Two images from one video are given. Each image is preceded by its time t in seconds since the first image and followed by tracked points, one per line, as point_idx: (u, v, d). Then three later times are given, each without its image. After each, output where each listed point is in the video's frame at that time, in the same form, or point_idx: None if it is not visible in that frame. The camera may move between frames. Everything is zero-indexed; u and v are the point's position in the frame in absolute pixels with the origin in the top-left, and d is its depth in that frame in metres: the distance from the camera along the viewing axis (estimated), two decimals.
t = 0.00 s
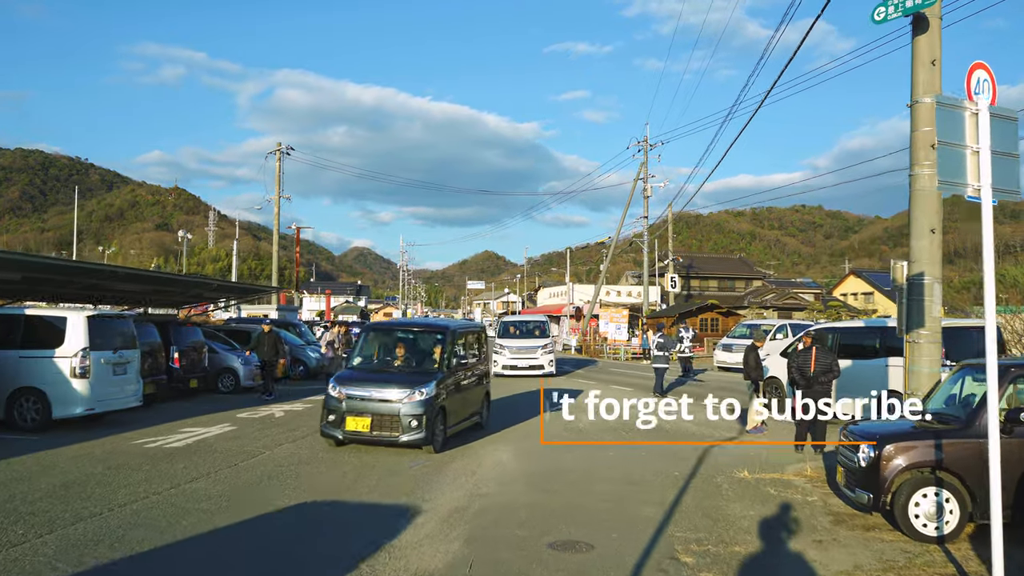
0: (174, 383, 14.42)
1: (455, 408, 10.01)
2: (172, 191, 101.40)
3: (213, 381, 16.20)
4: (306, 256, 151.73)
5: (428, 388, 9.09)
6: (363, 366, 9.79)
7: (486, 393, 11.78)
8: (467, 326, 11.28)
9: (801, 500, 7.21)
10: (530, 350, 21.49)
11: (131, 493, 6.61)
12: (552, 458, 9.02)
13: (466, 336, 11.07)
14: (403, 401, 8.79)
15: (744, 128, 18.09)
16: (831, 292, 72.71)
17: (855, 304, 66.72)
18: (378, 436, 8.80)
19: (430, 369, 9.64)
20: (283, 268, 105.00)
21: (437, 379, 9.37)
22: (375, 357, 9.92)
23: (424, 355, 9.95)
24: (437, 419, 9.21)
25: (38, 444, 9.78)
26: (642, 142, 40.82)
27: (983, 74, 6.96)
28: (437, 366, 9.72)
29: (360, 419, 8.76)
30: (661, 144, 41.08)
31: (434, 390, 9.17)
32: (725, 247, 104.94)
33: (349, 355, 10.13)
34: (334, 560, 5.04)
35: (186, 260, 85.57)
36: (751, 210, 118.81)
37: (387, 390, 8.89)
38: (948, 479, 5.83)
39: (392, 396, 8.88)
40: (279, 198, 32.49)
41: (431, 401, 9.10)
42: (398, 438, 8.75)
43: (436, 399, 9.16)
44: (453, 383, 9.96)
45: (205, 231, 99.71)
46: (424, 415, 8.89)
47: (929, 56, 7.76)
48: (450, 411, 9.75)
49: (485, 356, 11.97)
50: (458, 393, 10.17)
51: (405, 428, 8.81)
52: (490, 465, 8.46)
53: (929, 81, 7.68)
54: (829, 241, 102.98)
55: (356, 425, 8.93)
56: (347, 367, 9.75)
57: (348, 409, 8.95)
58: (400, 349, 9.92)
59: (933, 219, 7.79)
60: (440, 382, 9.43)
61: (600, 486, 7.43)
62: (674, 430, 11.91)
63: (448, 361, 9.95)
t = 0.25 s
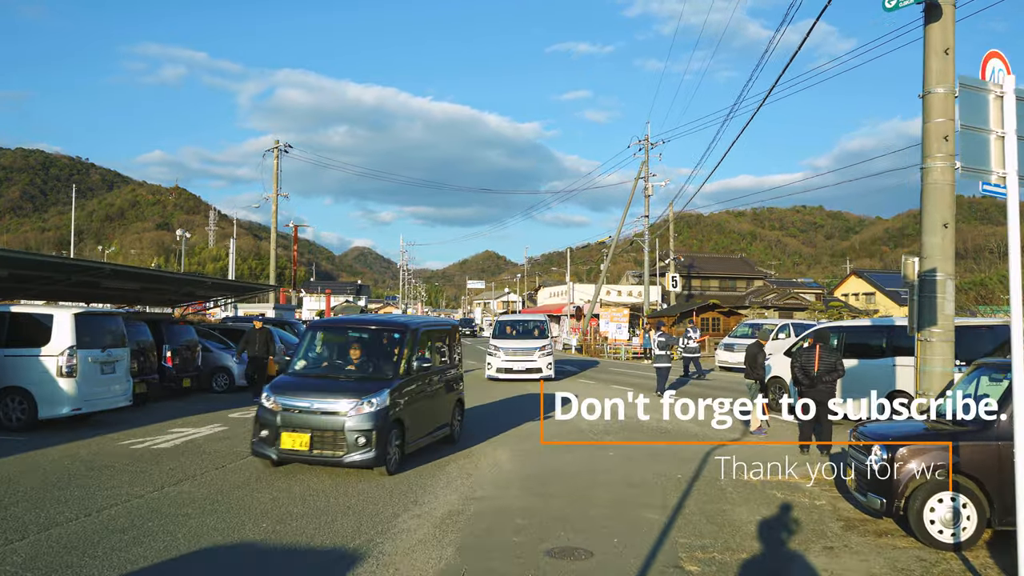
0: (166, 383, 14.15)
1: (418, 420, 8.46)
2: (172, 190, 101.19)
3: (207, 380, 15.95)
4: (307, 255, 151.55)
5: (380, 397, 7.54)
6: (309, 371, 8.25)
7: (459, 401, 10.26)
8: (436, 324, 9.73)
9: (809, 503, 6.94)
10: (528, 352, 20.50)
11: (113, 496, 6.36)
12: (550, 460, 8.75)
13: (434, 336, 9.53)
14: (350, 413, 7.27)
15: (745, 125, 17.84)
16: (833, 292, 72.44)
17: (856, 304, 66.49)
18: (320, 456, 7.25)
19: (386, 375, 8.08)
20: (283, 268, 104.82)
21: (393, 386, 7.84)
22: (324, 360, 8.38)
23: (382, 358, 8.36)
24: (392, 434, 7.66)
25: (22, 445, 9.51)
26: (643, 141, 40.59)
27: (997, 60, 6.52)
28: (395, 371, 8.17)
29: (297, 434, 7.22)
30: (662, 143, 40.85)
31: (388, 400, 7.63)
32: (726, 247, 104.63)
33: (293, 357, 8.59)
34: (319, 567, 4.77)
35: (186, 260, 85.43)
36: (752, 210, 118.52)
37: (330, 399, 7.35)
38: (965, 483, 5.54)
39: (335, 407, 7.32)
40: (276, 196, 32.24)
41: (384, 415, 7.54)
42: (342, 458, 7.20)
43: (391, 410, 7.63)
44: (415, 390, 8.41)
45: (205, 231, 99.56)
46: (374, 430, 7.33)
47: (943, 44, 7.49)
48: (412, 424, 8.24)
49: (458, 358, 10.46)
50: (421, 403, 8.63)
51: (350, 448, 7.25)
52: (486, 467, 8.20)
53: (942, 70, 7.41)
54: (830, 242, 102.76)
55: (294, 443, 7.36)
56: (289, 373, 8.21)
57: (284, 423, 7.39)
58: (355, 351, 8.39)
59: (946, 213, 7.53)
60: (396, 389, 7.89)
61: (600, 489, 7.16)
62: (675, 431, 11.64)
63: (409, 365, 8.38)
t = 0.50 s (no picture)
0: (157, 384, 13.88)
1: (366, 442, 6.89)
2: (171, 189, 100.90)
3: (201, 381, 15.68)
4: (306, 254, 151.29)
5: (312, 415, 5.97)
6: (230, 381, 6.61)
7: (423, 416, 8.78)
8: (396, 325, 8.19)
9: (818, 512, 6.67)
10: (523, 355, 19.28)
11: (93, 505, 6.10)
12: (548, 465, 8.49)
13: (392, 339, 7.99)
14: (274, 435, 5.72)
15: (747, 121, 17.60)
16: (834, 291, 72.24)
17: (857, 302, 66.32)
18: (233, 491, 5.69)
19: (324, 387, 6.48)
20: (283, 267, 104.65)
21: (331, 401, 6.27)
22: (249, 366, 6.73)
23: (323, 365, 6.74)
24: (328, 461, 6.09)
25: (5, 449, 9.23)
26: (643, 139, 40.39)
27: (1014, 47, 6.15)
28: (336, 384, 6.56)
29: (205, 463, 5.66)
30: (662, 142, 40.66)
31: (322, 417, 6.04)
32: (726, 246, 104.36)
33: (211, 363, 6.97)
34: None
35: (186, 259, 85.27)
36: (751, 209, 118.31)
37: (249, 419, 5.79)
38: (985, 493, 5.27)
39: (254, 428, 5.76)
40: (273, 194, 31.96)
41: (319, 439, 5.98)
42: (260, 494, 5.63)
43: (328, 432, 6.07)
44: (362, 405, 6.84)
45: (205, 230, 99.37)
46: (302, 458, 5.77)
47: (956, 34, 7.22)
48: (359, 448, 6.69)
49: (423, 367, 8.97)
50: (372, 420, 7.06)
51: (273, 481, 5.68)
52: (482, 473, 7.94)
53: (956, 61, 7.14)
54: (830, 241, 102.63)
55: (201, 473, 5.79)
56: (205, 383, 6.57)
57: (189, 448, 5.81)
58: (289, 356, 6.76)
59: (960, 209, 7.26)
60: (336, 404, 6.32)
61: (600, 496, 6.90)
62: (676, 434, 11.39)
63: (353, 375, 6.79)
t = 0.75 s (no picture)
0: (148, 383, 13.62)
1: (287, 472, 5.61)
2: (171, 188, 100.67)
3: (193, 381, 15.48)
4: (306, 253, 151.19)
5: (199, 441, 4.67)
6: (112, 393, 5.28)
7: (371, 430, 7.49)
8: (336, 326, 6.88)
9: (825, 517, 6.42)
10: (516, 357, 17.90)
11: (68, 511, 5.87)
12: (545, 467, 8.25)
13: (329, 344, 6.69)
14: (147, 471, 4.42)
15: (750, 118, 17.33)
16: (834, 290, 72.00)
17: (857, 301, 65.98)
18: (87, 544, 4.35)
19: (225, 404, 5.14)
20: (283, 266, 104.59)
21: (232, 423, 4.97)
22: (142, 375, 5.41)
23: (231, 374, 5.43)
24: (222, 502, 4.78)
25: None
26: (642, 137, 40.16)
27: None
28: (245, 399, 5.24)
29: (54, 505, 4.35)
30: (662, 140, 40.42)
31: (213, 446, 4.74)
32: (727, 245, 104.07)
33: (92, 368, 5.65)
34: None
35: (186, 258, 85.30)
36: (752, 208, 118.04)
37: (119, 449, 4.48)
38: (1003, 500, 5.00)
39: (123, 460, 4.46)
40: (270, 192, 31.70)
41: (209, 475, 4.68)
42: (124, 547, 4.33)
43: (222, 465, 4.76)
44: (274, 429, 5.44)
45: (205, 229, 99.34)
46: (182, 499, 4.46)
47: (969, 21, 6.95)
48: (277, 480, 5.44)
49: (372, 374, 7.67)
50: (298, 443, 5.79)
51: (142, 531, 4.38)
52: (478, 476, 7.67)
53: (969, 49, 6.88)
54: (830, 240, 102.34)
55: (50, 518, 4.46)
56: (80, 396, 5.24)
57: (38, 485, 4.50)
58: (196, 362, 5.47)
59: (972, 203, 7.00)
60: (238, 425, 5.00)
61: (598, 501, 6.65)
62: (679, 435, 11.12)
63: (268, 388, 5.49)
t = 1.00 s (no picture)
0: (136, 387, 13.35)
1: (143, 531, 4.05)
2: (169, 189, 100.36)
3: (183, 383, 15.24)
4: (304, 254, 151.03)
5: None
6: None
7: (289, 460, 5.89)
8: (232, 329, 5.25)
9: (830, 527, 6.16)
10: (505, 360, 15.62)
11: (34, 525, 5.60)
12: (539, 474, 7.97)
13: (221, 354, 5.06)
14: None
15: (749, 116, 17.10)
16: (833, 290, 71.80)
17: (856, 302, 65.79)
18: None
19: (45, 440, 3.65)
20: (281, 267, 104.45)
21: (32, 473, 3.41)
22: None
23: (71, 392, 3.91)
24: None
25: None
26: (640, 137, 40.00)
27: None
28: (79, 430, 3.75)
29: None
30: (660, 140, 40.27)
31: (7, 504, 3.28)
32: (725, 246, 103.89)
33: None
34: None
35: (184, 258, 85.19)
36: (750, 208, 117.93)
37: None
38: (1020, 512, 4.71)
39: None
40: (265, 193, 31.47)
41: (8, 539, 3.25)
42: None
43: (24, 527, 3.30)
44: (126, 467, 3.94)
45: (203, 230, 99.20)
46: None
47: (977, 11, 6.71)
48: (117, 546, 3.84)
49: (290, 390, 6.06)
50: (161, 490, 4.22)
51: None
52: (468, 483, 7.41)
53: (978, 39, 6.64)
54: (828, 240, 102.26)
55: None
56: None
57: None
58: (32, 376, 3.96)
59: (981, 201, 6.75)
60: (55, 473, 3.51)
61: (592, 511, 6.38)
62: (678, 440, 10.89)
63: (119, 412, 3.96)
